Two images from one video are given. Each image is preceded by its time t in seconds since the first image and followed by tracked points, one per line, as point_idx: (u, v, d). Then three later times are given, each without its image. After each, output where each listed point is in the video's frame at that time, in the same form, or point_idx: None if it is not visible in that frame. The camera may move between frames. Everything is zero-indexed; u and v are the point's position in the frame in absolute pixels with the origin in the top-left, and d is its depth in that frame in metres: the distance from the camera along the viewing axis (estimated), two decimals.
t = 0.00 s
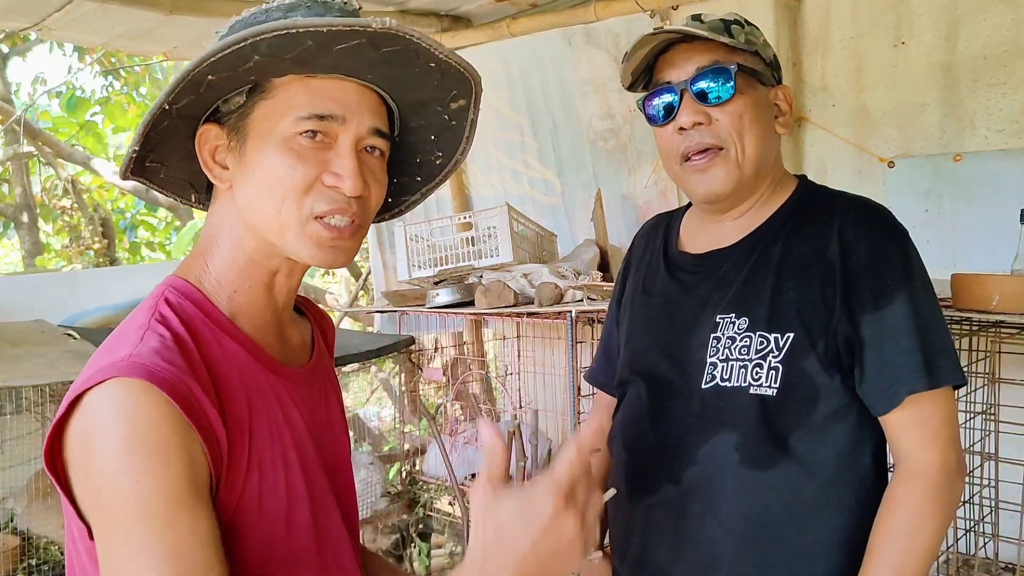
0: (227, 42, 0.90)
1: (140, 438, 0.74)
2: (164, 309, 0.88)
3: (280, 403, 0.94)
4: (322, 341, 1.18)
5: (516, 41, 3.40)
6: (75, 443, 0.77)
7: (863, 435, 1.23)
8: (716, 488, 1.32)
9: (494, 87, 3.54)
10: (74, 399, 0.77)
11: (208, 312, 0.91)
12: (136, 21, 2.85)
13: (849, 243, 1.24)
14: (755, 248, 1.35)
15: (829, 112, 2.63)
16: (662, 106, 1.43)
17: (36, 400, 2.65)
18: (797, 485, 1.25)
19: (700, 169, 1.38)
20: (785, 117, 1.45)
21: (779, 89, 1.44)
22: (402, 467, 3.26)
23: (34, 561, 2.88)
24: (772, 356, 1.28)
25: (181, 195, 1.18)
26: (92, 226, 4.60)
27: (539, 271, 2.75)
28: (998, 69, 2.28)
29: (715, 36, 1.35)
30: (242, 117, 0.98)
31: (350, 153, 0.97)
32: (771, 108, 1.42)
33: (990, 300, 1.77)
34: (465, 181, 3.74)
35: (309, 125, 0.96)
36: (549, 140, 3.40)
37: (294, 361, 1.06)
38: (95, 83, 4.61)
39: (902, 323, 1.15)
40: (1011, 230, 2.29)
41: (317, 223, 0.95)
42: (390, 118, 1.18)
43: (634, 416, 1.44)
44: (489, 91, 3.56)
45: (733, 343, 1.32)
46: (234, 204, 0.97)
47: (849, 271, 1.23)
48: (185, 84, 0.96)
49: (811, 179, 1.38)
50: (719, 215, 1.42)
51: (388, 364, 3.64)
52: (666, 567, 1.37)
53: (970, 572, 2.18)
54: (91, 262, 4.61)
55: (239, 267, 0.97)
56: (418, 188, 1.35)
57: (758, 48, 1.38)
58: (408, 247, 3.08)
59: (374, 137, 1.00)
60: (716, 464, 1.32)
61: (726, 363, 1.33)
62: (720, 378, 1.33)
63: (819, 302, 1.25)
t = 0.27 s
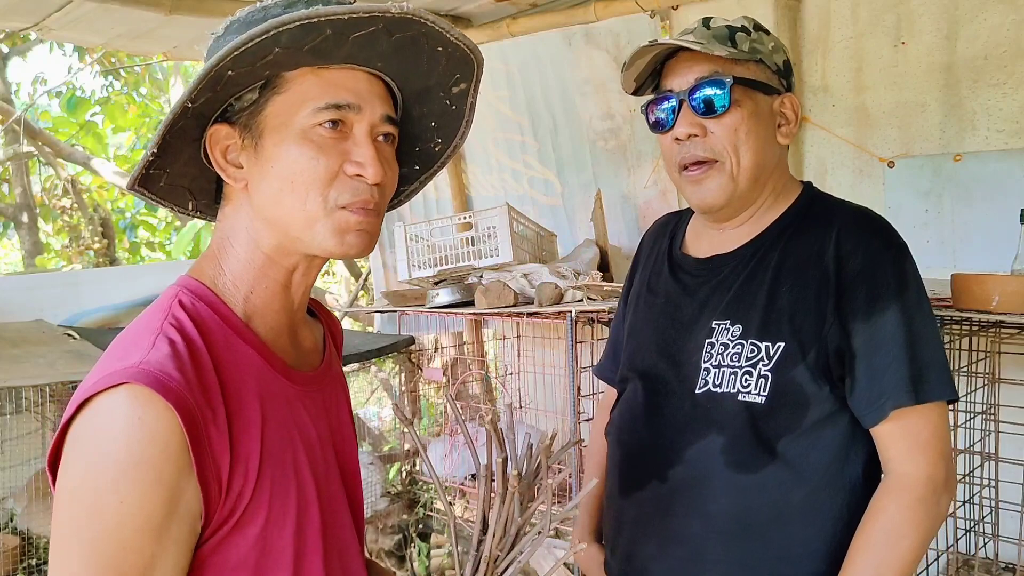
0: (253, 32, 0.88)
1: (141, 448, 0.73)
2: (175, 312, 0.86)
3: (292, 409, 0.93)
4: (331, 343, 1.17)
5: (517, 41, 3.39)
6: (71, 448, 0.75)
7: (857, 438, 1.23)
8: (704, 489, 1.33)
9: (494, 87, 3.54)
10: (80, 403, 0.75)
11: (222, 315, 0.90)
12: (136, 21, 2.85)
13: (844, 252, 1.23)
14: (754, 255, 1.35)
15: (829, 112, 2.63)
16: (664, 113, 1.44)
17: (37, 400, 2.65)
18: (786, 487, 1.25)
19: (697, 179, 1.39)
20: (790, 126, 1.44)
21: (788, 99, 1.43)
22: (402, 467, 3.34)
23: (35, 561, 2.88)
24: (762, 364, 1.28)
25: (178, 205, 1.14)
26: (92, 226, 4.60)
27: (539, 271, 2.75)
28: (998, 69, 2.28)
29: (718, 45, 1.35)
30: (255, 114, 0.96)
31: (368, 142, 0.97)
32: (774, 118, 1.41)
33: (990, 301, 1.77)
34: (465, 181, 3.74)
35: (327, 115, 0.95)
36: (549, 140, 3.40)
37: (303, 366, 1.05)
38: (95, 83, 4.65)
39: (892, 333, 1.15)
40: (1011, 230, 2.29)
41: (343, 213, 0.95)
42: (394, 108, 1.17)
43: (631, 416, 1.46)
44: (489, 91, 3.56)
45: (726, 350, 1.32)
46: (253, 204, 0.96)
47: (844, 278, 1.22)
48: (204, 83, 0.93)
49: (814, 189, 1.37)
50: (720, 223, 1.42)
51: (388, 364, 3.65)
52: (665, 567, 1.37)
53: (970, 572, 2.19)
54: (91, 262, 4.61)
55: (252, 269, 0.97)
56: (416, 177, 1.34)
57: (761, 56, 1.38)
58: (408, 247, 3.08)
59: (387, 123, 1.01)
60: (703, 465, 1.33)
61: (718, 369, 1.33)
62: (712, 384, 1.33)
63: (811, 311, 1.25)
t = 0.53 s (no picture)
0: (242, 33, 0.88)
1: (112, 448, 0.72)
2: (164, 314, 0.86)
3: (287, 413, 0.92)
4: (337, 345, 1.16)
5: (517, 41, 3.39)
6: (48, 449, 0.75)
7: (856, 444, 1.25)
8: (702, 493, 1.32)
9: (494, 87, 3.53)
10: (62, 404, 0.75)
11: (216, 317, 0.90)
12: (135, 21, 2.85)
13: (850, 262, 1.23)
14: (756, 260, 1.34)
15: (829, 112, 2.63)
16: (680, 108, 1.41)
17: (37, 400, 2.66)
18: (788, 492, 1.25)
19: (708, 179, 1.36)
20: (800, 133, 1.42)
21: (799, 104, 1.42)
22: (402, 467, 3.32)
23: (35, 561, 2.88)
24: (769, 372, 1.27)
25: (174, 210, 1.14)
26: (92, 226, 4.60)
27: (539, 271, 2.75)
28: (998, 69, 2.28)
29: (744, 45, 1.32)
30: (249, 114, 0.96)
31: (365, 138, 0.97)
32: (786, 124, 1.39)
33: (990, 301, 1.76)
34: (465, 181, 3.74)
35: (322, 112, 0.95)
36: (549, 140, 3.40)
37: (305, 369, 1.04)
38: (95, 83, 4.66)
39: (900, 343, 1.16)
40: (1011, 230, 2.29)
41: (343, 209, 0.95)
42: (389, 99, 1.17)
43: (630, 418, 1.44)
44: (489, 91, 3.55)
45: (732, 356, 1.31)
46: (249, 205, 0.96)
47: (849, 287, 1.23)
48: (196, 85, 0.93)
49: (817, 193, 1.37)
50: (724, 225, 1.39)
51: (388, 364, 3.64)
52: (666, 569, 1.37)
53: (970, 572, 2.18)
54: (91, 262, 4.61)
55: (252, 272, 0.97)
56: (413, 170, 1.33)
57: (781, 60, 1.36)
58: (408, 247, 3.08)
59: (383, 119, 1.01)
60: (704, 470, 1.32)
61: (722, 375, 1.32)
62: (716, 390, 1.32)
63: (818, 319, 1.25)
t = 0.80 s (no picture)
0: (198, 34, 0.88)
1: (69, 447, 0.72)
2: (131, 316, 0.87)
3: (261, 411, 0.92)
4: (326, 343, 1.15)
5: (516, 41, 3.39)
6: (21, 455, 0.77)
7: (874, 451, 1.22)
8: (725, 501, 1.28)
9: (494, 87, 3.51)
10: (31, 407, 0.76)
11: (185, 319, 0.90)
12: (136, 20, 2.84)
13: (872, 264, 1.22)
14: (775, 259, 1.29)
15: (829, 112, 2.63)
16: (697, 101, 1.32)
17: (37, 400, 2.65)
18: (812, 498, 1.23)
19: (730, 173, 1.27)
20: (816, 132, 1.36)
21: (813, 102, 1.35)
22: (402, 467, 3.32)
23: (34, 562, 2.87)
24: (793, 378, 1.24)
25: (151, 209, 1.14)
26: (92, 226, 4.60)
27: (540, 270, 2.75)
28: (998, 69, 2.28)
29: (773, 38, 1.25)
30: (215, 115, 0.96)
31: (334, 136, 0.97)
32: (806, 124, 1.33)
33: (990, 300, 1.77)
34: (464, 181, 3.73)
35: (289, 113, 0.95)
36: (548, 140, 3.40)
37: (288, 370, 1.03)
38: (95, 83, 4.59)
39: (926, 347, 1.15)
40: (1012, 230, 2.29)
41: (314, 207, 0.95)
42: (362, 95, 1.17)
43: (640, 426, 1.38)
44: (489, 90, 3.54)
45: (753, 363, 1.27)
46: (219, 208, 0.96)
47: (873, 288, 1.21)
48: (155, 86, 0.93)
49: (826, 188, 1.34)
50: (736, 221, 1.33)
51: (388, 365, 3.64)
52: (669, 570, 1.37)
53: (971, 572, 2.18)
54: (91, 262, 4.60)
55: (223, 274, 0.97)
56: (392, 165, 1.34)
57: (806, 57, 1.29)
58: (408, 247, 3.08)
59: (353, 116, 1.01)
60: (728, 479, 1.27)
61: (744, 382, 1.27)
62: (738, 398, 1.28)
63: (840, 324, 1.22)
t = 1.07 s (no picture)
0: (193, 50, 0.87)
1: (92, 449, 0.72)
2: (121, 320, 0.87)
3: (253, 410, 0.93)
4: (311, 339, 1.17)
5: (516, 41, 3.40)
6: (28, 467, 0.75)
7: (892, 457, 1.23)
8: (748, 514, 1.27)
9: (494, 87, 3.51)
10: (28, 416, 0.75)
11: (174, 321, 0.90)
12: (136, 20, 2.85)
13: (892, 266, 1.21)
14: (788, 263, 1.28)
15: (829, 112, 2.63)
16: (708, 96, 1.29)
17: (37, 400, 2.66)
18: (836, 506, 1.23)
19: (742, 173, 1.25)
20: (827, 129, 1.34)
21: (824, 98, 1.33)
22: (401, 467, 3.27)
23: (34, 561, 2.88)
24: (817, 385, 1.24)
25: (114, 211, 1.13)
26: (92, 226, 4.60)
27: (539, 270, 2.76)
28: (998, 69, 2.28)
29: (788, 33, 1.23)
30: (203, 122, 0.95)
31: (325, 136, 0.98)
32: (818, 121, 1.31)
33: (990, 300, 1.76)
34: (464, 181, 3.73)
35: (281, 116, 0.96)
36: (548, 140, 3.39)
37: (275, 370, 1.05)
38: (95, 83, 4.59)
39: (948, 349, 1.15)
40: (1012, 230, 2.29)
41: (311, 208, 0.96)
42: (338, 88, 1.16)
43: (654, 433, 1.38)
44: (489, 90, 3.54)
45: (774, 370, 1.27)
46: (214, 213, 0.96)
47: (895, 292, 1.20)
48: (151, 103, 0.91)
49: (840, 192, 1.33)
50: (746, 221, 1.32)
51: (388, 365, 3.64)
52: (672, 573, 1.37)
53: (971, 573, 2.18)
54: (91, 262, 4.61)
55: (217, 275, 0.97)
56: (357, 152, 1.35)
57: (817, 51, 1.27)
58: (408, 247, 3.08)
59: (338, 113, 1.02)
60: (752, 490, 1.27)
61: (765, 391, 1.27)
62: (760, 406, 1.27)
63: (863, 329, 1.22)
